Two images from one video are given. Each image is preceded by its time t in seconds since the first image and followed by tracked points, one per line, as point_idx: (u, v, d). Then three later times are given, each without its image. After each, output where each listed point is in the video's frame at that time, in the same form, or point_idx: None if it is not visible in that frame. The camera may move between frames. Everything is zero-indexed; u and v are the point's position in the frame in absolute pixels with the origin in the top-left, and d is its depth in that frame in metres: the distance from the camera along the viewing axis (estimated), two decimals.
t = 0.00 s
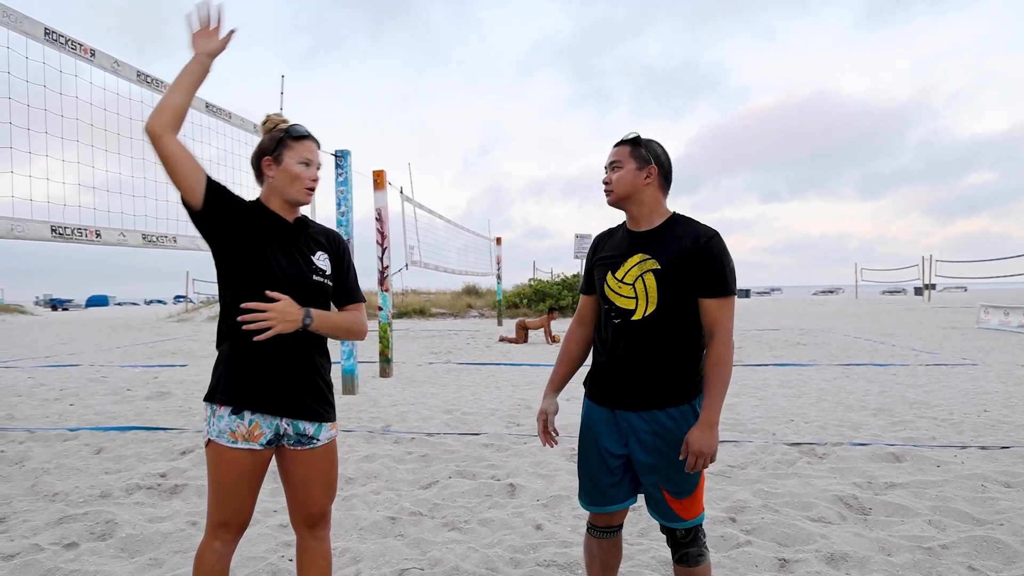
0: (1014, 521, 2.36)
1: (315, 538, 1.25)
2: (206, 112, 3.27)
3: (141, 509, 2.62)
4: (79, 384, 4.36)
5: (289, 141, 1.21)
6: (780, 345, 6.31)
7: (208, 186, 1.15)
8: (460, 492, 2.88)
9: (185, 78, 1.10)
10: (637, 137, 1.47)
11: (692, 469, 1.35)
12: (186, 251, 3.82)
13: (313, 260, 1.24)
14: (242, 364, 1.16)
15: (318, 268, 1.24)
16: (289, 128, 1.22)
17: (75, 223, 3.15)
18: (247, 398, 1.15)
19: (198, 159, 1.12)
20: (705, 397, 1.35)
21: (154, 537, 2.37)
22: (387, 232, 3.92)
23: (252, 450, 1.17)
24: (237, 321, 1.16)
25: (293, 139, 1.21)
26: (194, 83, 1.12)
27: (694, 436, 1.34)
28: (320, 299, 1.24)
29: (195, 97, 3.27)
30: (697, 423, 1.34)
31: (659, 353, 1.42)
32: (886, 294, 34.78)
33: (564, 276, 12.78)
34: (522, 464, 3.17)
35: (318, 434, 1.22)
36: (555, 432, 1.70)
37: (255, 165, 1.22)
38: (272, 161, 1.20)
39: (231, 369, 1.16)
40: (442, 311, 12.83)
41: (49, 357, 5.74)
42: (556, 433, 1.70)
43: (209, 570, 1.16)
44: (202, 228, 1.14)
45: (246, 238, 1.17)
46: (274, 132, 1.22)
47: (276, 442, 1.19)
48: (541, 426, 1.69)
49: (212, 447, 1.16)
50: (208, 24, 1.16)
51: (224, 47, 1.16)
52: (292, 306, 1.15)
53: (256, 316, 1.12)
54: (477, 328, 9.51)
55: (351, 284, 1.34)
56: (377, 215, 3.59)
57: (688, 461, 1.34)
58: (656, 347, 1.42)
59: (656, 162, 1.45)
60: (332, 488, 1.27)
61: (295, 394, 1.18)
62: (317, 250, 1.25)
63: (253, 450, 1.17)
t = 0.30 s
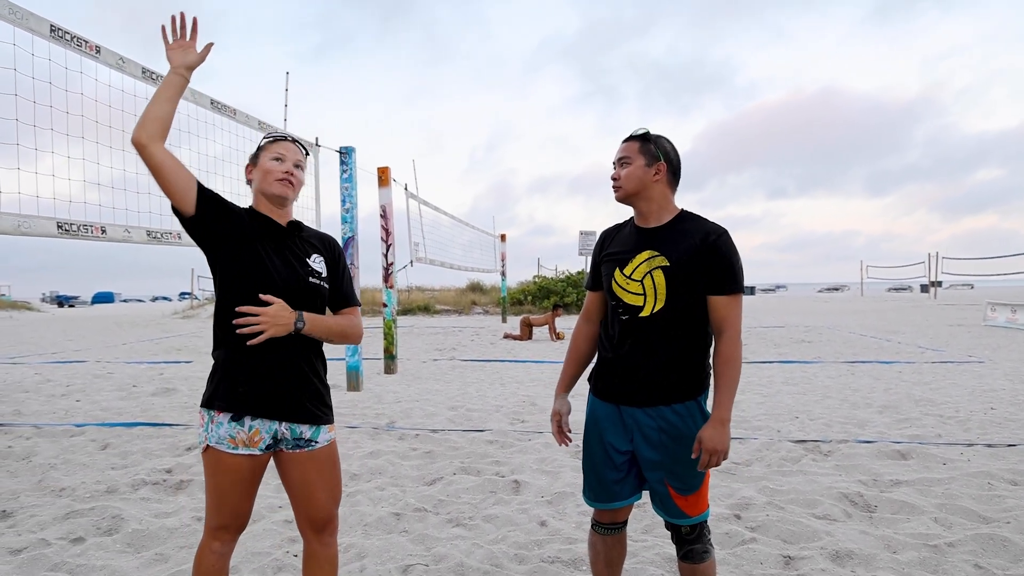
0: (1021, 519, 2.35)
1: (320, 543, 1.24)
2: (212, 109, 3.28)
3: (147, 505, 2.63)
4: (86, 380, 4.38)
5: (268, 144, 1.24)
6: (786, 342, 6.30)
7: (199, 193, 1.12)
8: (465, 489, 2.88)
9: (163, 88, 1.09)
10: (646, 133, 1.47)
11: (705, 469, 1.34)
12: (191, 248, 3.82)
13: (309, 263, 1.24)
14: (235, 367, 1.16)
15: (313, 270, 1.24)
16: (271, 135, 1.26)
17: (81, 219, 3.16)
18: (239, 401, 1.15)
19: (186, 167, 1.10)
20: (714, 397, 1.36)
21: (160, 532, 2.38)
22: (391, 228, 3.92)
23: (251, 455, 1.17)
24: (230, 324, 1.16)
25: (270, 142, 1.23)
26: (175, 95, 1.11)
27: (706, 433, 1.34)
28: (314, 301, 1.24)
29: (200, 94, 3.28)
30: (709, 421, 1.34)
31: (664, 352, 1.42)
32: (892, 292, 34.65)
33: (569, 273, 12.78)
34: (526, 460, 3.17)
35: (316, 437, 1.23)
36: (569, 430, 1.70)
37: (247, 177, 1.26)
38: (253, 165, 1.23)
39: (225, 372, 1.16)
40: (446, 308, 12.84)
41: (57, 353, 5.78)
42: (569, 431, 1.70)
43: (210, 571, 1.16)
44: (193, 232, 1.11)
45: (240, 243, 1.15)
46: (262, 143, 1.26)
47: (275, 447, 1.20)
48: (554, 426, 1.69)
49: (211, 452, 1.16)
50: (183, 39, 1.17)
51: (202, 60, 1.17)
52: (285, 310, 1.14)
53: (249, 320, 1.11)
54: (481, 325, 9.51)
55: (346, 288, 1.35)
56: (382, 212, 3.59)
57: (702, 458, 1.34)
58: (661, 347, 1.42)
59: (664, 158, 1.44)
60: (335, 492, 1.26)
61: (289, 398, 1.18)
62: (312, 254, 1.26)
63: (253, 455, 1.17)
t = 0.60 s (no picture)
0: None
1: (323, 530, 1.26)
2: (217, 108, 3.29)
3: (153, 503, 2.64)
4: (92, 379, 4.40)
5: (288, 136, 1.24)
6: (791, 342, 6.29)
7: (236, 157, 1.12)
8: (470, 488, 2.88)
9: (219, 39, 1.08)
10: (650, 132, 1.46)
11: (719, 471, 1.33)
12: (197, 247, 3.83)
13: (314, 257, 1.26)
14: (232, 349, 1.16)
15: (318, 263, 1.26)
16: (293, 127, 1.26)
17: (87, 219, 3.17)
18: (232, 384, 1.14)
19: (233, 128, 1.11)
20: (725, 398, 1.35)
21: (166, 531, 2.39)
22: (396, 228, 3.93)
23: (256, 443, 1.16)
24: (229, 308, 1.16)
25: (289, 133, 1.23)
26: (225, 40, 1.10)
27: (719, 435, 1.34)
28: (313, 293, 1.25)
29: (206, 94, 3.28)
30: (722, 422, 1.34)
31: (666, 347, 1.42)
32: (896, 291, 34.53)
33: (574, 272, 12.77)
34: (531, 460, 3.17)
35: (321, 425, 1.23)
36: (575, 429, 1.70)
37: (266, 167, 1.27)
38: (272, 155, 1.23)
39: (221, 352, 1.17)
40: (451, 308, 12.84)
41: (63, 352, 5.80)
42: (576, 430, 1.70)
43: (218, 563, 1.16)
44: (220, 197, 1.11)
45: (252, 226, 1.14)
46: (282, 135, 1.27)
47: (280, 435, 1.20)
48: (561, 426, 1.69)
49: (216, 442, 1.15)
50: None
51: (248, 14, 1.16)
52: (282, 298, 1.14)
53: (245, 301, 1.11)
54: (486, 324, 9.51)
55: (348, 288, 1.36)
56: (387, 211, 3.60)
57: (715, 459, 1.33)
58: (666, 343, 1.42)
59: (669, 157, 1.44)
60: (338, 480, 1.27)
61: (282, 387, 1.17)
62: (318, 249, 1.27)
63: (258, 444, 1.17)
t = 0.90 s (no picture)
0: None
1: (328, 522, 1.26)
2: (222, 108, 3.29)
3: (158, 502, 2.65)
4: (97, 378, 4.41)
5: (307, 136, 1.21)
6: (796, 341, 6.28)
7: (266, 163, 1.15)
8: (474, 487, 2.88)
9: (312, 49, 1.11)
10: (655, 131, 1.46)
11: (718, 467, 1.34)
12: (201, 246, 3.84)
13: (309, 256, 1.24)
14: (226, 343, 1.17)
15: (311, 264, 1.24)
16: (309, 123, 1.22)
17: (92, 218, 3.17)
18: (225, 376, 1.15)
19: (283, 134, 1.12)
20: (727, 394, 1.36)
21: (171, 529, 2.39)
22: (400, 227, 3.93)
23: (255, 436, 1.16)
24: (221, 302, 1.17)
25: (310, 134, 1.20)
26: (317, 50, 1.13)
27: (720, 431, 1.34)
28: (307, 293, 1.23)
29: (210, 93, 3.29)
30: (723, 418, 1.34)
31: (667, 346, 1.42)
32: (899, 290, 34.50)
33: (578, 272, 12.76)
34: (536, 459, 3.17)
35: (324, 416, 1.23)
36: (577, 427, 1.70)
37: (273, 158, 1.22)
38: (289, 154, 1.19)
39: (216, 346, 1.17)
40: (454, 307, 12.84)
41: (67, 351, 5.80)
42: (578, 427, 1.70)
43: (224, 558, 1.17)
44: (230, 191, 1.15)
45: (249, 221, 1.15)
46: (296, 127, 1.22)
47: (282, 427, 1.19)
48: (561, 423, 1.69)
49: (219, 436, 1.16)
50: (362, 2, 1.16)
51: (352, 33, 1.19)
52: (272, 295, 1.14)
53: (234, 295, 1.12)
54: (490, 324, 9.51)
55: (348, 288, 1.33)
56: (391, 211, 3.60)
57: (715, 455, 1.33)
58: (670, 341, 1.42)
59: (675, 156, 1.44)
60: (342, 472, 1.27)
61: (274, 385, 1.16)
62: (314, 249, 1.25)
63: (258, 437, 1.16)
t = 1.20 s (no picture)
0: None
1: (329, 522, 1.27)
2: (224, 107, 3.30)
3: (161, 501, 2.65)
4: (100, 377, 4.41)
5: (317, 143, 1.21)
6: (798, 341, 6.28)
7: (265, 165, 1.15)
8: (477, 487, 2.88)
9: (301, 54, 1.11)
10: (657, 131, 1.46)
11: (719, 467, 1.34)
12: (204, 246, 3.84)
13: (310, 257, 1.24)
14: (229, 344, 1.17)
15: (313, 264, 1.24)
16: (321, 129, 1.23)
17: (95, 218, 3.18)
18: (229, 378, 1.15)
19: (279, 141, 1.13)
20: (729, 394, 1.35)
21: (174, 529, 2.40)
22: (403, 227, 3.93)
23: (259, 436, 1.16)
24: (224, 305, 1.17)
25: (321, 141, 1.21)
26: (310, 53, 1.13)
27: (721, 431, 1.34)
28: (309, 293, 1.23)
29: (213, 93, 3.29)
30: (724, 419, 1.34)
31: (669, 347, 1.42)
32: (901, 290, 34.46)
33: (580, 272, 12.77)
34: (538, 459, 3.17)
35: (328, 417, 1.23)
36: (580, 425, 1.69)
37: (279, 157, 1.22)
38: (296, 158, 1.19)
39: (219, 349, 1.17)
40: (456, 307, 12.86)
41: (70, 350, 5.81)
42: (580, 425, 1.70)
43: (225, 557, 1.17)
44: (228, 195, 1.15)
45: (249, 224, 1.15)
46: (306, 129, 1.22)
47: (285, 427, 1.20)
48: (564, 423, 1.69)
49: (222, 436, 1.16)
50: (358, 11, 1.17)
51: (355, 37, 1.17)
52: (276, 297, 1.14)
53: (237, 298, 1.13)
54: (492, 323, 9.52)
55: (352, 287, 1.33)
56: (394, 211, 3.60)
57: (716, 455, 1.34)
58: (671, 341, 1.42)
59: (676, 156, 1.43)
60: (345, 473, 1.27)
61: (278, 385, 1.17)
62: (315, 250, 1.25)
63: (261, 436, 1.17)
